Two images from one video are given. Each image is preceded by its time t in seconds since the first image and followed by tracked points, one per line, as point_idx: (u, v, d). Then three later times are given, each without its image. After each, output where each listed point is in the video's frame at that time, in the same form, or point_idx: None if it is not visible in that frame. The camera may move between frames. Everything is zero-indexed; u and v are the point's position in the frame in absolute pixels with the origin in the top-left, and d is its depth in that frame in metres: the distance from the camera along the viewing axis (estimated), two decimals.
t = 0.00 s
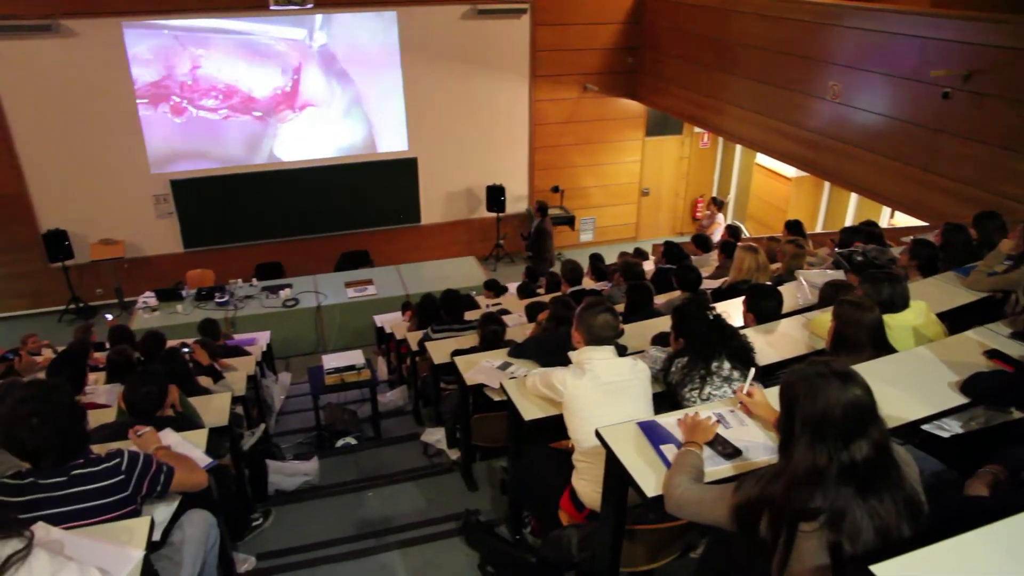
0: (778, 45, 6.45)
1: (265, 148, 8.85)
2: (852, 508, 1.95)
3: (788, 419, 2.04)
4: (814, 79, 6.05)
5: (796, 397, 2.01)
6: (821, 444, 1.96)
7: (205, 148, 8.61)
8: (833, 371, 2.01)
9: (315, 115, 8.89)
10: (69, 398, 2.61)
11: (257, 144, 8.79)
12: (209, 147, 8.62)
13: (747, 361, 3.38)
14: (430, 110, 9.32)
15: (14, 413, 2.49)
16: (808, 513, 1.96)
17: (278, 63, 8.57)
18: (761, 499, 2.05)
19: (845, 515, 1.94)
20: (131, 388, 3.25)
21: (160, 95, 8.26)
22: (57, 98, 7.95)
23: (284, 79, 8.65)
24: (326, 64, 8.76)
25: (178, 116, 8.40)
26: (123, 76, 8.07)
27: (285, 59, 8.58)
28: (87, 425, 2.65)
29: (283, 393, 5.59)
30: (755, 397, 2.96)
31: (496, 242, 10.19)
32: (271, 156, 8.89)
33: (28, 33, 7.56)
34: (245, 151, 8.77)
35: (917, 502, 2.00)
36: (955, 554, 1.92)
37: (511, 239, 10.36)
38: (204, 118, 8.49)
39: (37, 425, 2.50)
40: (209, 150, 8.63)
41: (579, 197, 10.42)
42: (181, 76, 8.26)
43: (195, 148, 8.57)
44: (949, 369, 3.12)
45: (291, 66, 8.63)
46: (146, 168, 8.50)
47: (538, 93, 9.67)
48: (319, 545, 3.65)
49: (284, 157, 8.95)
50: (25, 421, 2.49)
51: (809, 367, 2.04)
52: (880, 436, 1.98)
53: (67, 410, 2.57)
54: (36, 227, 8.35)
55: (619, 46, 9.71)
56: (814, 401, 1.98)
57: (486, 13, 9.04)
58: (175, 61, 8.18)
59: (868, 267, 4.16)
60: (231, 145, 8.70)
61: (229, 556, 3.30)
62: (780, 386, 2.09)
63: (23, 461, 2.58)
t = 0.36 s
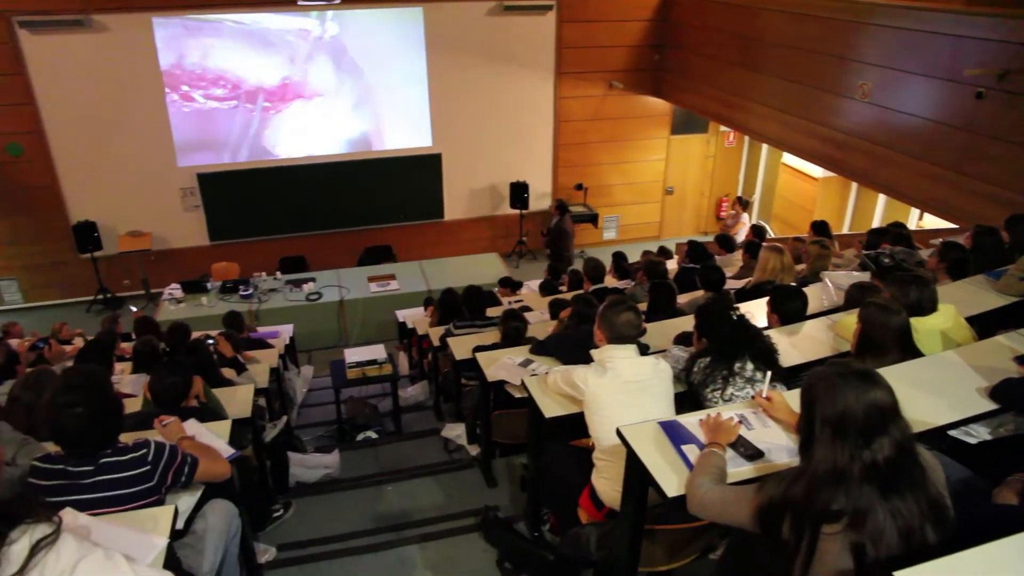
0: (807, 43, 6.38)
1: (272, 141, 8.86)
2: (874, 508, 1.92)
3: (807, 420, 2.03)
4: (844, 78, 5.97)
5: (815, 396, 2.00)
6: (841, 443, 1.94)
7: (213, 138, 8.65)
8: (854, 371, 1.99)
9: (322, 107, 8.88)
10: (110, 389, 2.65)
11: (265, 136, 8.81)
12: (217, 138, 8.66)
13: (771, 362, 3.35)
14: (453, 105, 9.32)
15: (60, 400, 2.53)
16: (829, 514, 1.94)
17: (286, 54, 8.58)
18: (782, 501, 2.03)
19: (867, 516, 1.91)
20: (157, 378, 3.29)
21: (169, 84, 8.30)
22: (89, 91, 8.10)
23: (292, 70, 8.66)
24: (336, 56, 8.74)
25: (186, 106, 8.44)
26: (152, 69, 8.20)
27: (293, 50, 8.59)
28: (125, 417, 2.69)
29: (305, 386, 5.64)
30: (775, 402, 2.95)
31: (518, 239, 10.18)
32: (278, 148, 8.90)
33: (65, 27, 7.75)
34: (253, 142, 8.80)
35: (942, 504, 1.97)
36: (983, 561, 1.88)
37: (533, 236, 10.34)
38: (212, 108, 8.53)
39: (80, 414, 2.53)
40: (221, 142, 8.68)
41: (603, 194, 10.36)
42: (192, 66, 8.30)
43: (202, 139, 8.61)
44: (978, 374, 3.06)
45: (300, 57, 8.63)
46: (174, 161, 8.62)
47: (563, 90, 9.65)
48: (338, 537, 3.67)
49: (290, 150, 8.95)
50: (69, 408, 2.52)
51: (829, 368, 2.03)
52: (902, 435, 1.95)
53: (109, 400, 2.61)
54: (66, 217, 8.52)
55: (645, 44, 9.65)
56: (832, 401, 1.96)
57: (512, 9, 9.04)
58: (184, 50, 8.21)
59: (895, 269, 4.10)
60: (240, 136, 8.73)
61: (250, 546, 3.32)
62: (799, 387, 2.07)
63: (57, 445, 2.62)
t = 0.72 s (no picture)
0: (836, 41, 6.31)
1: (303, 134, 8.93)
2: (897, 514, 1.88)
3: (829, 425, 2.00)
4: (874, 78, 5.90)
5: (838, 400, 1.96)
6: (864, 448, 1.91)
7: (252, 129, 8.75)
8: (878, 376, 1.96)
9: (361, 99, 8.97)
10: (144, 381, 2.72)
11: (300, 129, 8.90)
12: (263, 129, 8.79)
13: (795, 364, 3.31)
14: (478, 102, 9.34)
15: (97, 388, 2.62)
16: (852, 521, 1.89)
17: (328, 47, 8.67)
18: (805, 505, 1.99)
19: (890, 522, 1.87)
20: (183, 369, 3.33)
21: (213, 74, 8.43)
22: (121, 86, 8.25)
23: (334, 62, 8.75)
24: (377, 48, 8.83)
25: (232, 96, 8.57)
26: (182, 64, 8.32)
27: (334, 42, 8.68)
28: (155, 406, 2.74)
29: (327, 380, 5.68)
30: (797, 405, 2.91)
31: (541, 236, 10.16)
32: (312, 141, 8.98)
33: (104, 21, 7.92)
34: (290, 134, 8.89)
35: (968, 511, 1.92)
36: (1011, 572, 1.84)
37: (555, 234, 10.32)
38: (253, 99, 8.64)
39: (116, 401, 2.60)
40: (250, 134, 8.77)
41: (626, 193, 10.30)
42: (237, 57, 8.43)
43: (240, 128, 8.71)
44: (1007, 381, 3.00)
45: (341, 50, 8.72)
46: (203, 154, 8.74)
47: (589, 88, 9.62)
48: (357, 531, 3.69)
49: (322, 144, 9.02)
50: (104, 396, 2.60)
51: (854, 372, 1.99)
52: (927, 441, 1.92)
53: (142, 391, 2.68)
54: (96, 209, 8.70)
55: (672, 42, 9.58)
56: (856, 406, 1.93)
57: (539, 6, 9.02)
58: (229, 41, 8.34)
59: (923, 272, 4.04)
60: (270, 128, 8.80)
61: (270, 538, 3.34)
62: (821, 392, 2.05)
63: (88, 432, 2.67)
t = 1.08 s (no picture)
0: (867, 42, 6.22)
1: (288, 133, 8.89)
2: (918, 528, 1.81)
3: (854, 430, 1.90)
4: (904, 78, 5.81)
5: (867, 408, 1.86)
6: (890, 461, 1.81)
7: (245, 126, 8.78)
8: (910, 385, 1.85)
9: (346, 98, 8.89)
10: (167, 368, 2.77)
11: (294, 126, 8.88)
12: (250, 128, 8.80)
13: (819, 367, 3.28)
14: (500, 100, 9.33)
15: (123, 373, 2.66)
16: (871, 530, 1.82)
17: (309, 44, 8.60)
18: (824, 513, 1.92)
19: (909, 536, 1.81)
20: (207, 361, 3.36)
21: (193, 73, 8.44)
22: (148, 82, 8.39)
23: (317, 60, 8.68)
24: (362, 47, 8.75)
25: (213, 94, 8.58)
26: (209, 61, 8.42)
27: (316, 40, 8.61)
28: (178, 394, 2.78)
29: (349, 375, 5.73)
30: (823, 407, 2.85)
31: (565, 234, 10.15)
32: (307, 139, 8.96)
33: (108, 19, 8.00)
34: (281, 132, 8.88)
35: (987, 526, 1.87)
36: None
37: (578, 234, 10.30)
38: (242, 97, 8.65)
39: (141, 387, 2.64)
40: (249, 132, 8.81)
41: (650, 192, 10.23)
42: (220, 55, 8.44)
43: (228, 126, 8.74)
44: None
45: (323, 47, 8.65)
46: (228, 150, 8.85)
47: (613, 87, 9.55)
48: (376, 526, 3.71)
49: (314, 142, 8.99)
50: (128, 382, 2.64)
51: (884, 379, 1.88)
52: (954, 457, 1.83)
53: (166, 377, 2.73)
54: (125, 203, 8.86)
55: (698, 41, 9.49)
56: (885, 414, 1.82)
57: (564, 4, 8.99)
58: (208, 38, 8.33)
59: (952, 276, 3.98)
60: (256, 126, 8.81)
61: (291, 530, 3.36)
62: (849, 394, 1.94)
63: (113, 420, 2.71)
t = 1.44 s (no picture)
0: (894, 42, 6.15)
1: (305, 130, 8.93)
2: (946, 538, 1.77)
3: (885, 436, 1.86)
4: (932, 79, 5.72)
5: (900, 416, 1.82)
6: (922, 469, 1.78)
7: (270, 123, 8.84)
8: (945, 393, 1.80)
9: (371, 95, 8.93)
10: (189, 362, 2.80)
11: (315, 122, 8.91)
12: (274, 125, 8.86)
13: (840, 371, 3.23)
14: (521, 99, 9.32)
15: (145, 366, 2.70)
16: (895, 536, 1.80)
17: (336, 42, 8.66)
18: (848, 519, 1.89)
19: (934, 545, 1.77)
20: (228, 356, 3.38)
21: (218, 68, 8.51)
22: (173, 79, 8.48)
23: (343, 57, 8.74)
24: (388, 44, 8.79)
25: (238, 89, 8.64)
26: (236, 59, 8.52)
27: (344, 37, 8.67)
28: (198, 388, 2.80)
29: (367, 370, 5.75)
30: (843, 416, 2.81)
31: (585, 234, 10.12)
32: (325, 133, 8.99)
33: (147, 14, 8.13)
34: (303, 128, 8.92)
35: (1016, 540, 1.83)
36: None
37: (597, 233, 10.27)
38: (267, 93, 8.71)
39: (161, 379, 2.67)
40: (265, 128, 8.86)
41: (671, 193, 10.18)
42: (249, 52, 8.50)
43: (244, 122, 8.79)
44: None
45: (350, 45, 8.71)
46: (251, 147, 8.92)
47: (635, 86, 9.51)
48: (392, 522, 3.72)
49: (328, 141, 9.03)
50: (150, 374, 2.68)
51: (918, 386, 1.83)
52: (987, 468, 1.79)
53: (188, 370, 2.76)
54: (148, 198, 8.97)
55: (721, 41, 9.42)
56: (921, 423, 1.78)
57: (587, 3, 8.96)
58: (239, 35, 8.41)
59: (979, 280, 3.92)
60: (275, 122, 8.85)
61: (308, 525, 3.38)
62: (878, 399, 1.89)
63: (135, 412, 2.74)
